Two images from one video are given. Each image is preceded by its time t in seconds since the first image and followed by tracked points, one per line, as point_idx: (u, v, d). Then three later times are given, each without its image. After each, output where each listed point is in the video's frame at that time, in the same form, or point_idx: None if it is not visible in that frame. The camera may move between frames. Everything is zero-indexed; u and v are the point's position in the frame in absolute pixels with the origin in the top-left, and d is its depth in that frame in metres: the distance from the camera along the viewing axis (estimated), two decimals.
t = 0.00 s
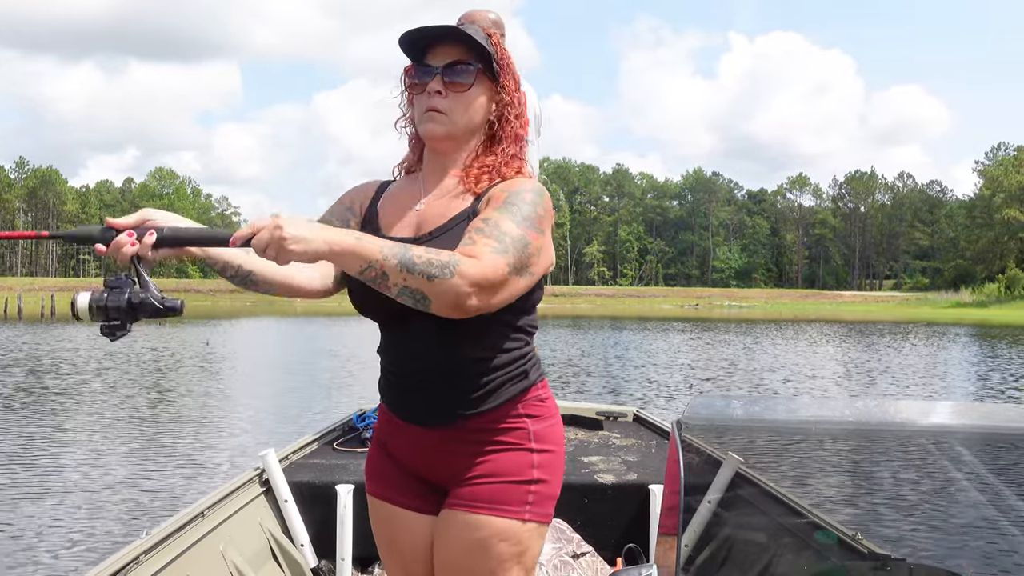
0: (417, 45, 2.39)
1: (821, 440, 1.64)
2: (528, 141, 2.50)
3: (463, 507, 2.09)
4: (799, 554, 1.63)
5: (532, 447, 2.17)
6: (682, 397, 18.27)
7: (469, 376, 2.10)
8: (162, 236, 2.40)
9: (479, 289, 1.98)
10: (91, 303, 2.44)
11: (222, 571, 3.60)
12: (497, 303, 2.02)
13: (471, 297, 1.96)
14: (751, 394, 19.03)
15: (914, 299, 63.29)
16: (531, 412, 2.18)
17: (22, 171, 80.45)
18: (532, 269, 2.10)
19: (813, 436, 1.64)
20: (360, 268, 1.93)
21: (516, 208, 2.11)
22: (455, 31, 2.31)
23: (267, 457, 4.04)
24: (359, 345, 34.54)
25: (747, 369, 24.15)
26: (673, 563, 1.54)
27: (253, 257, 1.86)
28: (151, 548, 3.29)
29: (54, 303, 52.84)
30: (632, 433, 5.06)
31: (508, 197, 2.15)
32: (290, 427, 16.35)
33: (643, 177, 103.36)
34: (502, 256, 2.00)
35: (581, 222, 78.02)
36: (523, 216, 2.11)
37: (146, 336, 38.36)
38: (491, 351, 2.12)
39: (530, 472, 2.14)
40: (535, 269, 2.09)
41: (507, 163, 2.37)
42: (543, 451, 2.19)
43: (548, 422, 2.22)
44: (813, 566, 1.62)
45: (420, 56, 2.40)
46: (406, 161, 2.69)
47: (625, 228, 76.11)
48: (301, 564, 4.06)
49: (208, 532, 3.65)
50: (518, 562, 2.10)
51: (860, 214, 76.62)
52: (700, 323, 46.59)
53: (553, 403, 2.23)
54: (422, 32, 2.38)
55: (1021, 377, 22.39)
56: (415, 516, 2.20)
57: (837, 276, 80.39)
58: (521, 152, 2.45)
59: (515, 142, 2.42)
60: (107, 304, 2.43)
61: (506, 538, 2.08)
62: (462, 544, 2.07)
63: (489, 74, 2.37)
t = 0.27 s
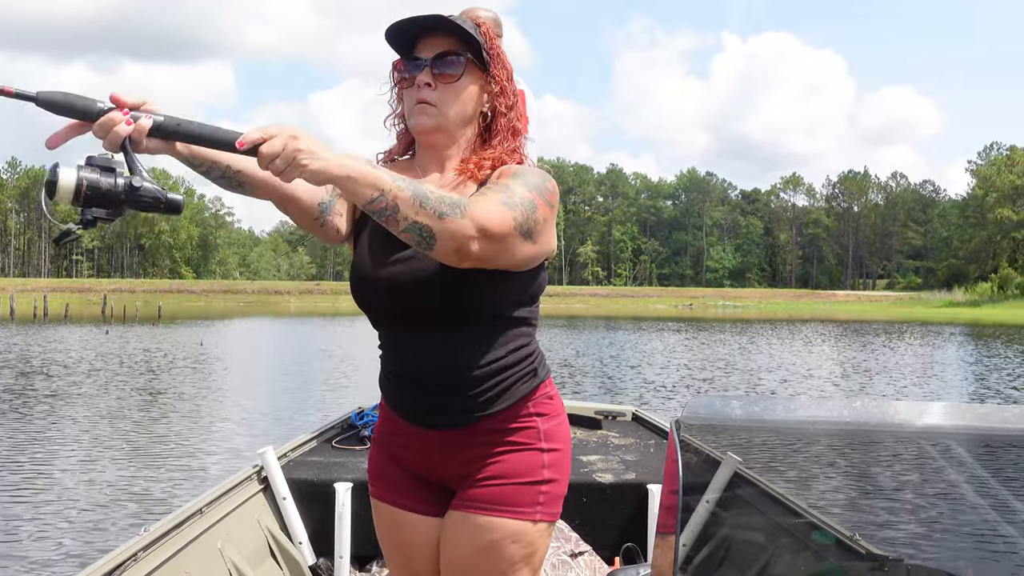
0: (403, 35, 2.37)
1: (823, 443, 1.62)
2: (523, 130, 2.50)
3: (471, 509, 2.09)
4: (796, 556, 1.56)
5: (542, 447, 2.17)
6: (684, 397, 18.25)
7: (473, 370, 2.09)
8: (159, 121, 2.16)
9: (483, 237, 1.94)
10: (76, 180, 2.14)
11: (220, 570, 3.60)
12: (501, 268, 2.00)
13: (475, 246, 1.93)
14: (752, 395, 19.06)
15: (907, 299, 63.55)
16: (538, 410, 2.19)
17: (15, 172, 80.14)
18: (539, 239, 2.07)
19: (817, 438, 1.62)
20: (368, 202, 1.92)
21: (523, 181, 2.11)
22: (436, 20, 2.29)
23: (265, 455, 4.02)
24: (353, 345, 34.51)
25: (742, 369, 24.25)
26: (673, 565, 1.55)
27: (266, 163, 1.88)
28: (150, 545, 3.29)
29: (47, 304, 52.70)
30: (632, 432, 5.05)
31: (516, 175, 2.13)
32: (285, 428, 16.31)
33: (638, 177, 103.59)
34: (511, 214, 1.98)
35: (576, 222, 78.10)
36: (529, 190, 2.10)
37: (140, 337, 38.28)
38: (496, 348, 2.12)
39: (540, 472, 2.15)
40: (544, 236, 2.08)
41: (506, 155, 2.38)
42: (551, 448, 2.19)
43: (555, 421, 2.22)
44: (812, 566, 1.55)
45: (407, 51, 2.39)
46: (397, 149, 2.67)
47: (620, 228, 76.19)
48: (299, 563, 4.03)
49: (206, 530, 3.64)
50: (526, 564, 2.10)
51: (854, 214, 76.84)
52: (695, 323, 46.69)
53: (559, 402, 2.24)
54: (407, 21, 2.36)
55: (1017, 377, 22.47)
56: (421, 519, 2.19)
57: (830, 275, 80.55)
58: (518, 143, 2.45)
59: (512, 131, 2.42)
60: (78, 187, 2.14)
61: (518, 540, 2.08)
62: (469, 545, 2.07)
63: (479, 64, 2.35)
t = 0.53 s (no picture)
0: (396, 35, 2.34)
1: (822, 441, 1.61)
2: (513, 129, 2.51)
3: (469, 507, 2.10)
4: (796, 555, 1.58)
5: (538, 445, 2.18)
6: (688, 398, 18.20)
7: (474, 373, 2.10)
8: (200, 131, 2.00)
9: (501, 254, 1.97)
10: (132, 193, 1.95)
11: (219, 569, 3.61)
12: (509, 276, 2.02)
13: (493, 262, 1.96)
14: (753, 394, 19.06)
15: (901, 298, 63.80)
16: (536, 408, 2.19)
17: (6, 173, 79.78)
18: (544, 244, 2.09)
19: (818, 440, 1.61)
20: (393, 214, 1.93)
21: (527, 189, 2.13)
22: (428, 19, 2.28)
23: (265, 454, 4.00)
24: (347, 346, 34.48)
25: (736, 368, 24.39)
26: (671, 564, 1.57)
27: (297, 174, 1.85)
28: (149, 544, 3.29)
29: (40, 305, 52.51)
30: (630, 431, 5.05)
31: (519, 183, 2.16)
32: (279, 430, 16.27)
33: (631, 177, 103.73)
34: (524, 228, 2.01)
35: (570, 222, 78.12)
36: (531, 196, 2.12)
37: (132, 338, 38.17)
38: (494, 351, 2.12)
39: (537, 471, 2.16)
40: (547, 242, 2.10)
41: (502, 158, 2.37)
42: (547, 447, 2.20)
43: (549, 418, 2.23)
44: (808, 566, 1.58)
45: (399, 47, 2.36)
46: (384, 151, 2.65)
47: (614, 228, 76.22)
48: (298, 562, 4.02)
49: (204, 531, 3.63)
50: (523, 562, 2.10)
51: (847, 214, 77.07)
52: (689, 323, 46.78)
53: (554, 400, 2.25)
54: (401, 22, 2.36)
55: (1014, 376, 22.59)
56: (415, 519, 2.19)
57: (824, 275, 80.71)
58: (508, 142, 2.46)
59: (501, 133, 2.43)
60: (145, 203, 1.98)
61: (519, 538, 2.09)
62: (468, 545, 2.07)
63: (474, 62, 2.35)
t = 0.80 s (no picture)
0: (394, 40, 2.34)
1: (822, 443, 1.59)
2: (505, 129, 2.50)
3: (460, 507, 2.10)
4: (797, 557, 1.56)
5: (528, 445, 2.18)
6: (685, 398, 18.22)
7: (467, 376, 2.10)
8: (205, 179, 2.17)
9: (502, 279, 2.00)
10: (147, 243, 2.16)
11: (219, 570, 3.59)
12: (504, 295, 2.03)
13: (494, 287, 1.98)
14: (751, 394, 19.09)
15: (894, 298, 64.05)
16: (524, 409, 2.18)
17: None
18: (537, 261, 2.10)
19: (816, 438, 1.60)
20: (388, 250, 1.94)
21: (521, 201, 2.14)
22: (426, 24, 2.27)
23: (265, 454, 4.00)
24: (342, 347, 34.42)
25: (732, 368, 24.48)
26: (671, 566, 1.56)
27: (299, 222, 1.89)
28: (149, 544, 3.29)
29: (33, 306, 52.30)
30: (629, 432, 5.05)
31: (513, 193, 2.17)
32: (274, 431, 16.24)
33: (626, 177, 103.84)
34: (521, 250, 2.03)
35: (564, 222, 78.15)
36: (524, 209, 2.13)
37: (126, 340, 38.03)
38: (486, 357, 2.12)
39: (526, 469, 2.15)
40: (541, 257, 2.12)
41: (496, 160, 2.36)
42: (537, 448, 2.20)
43: (540, 420, 2.22)
44: (809, 567, 1.56)
45: (397, 51, 2.36)
46: (379, 153, 2.65)
47: (608, 229, 76.24)
48: (298, 563, 4.01)
49: (204, 532, 3.63)
50: (513, 562, 2.11)
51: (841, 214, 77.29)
52: (683, 323, 46.85)
53: (544, 400, 2.23)
54: (402, 25, 2.35)
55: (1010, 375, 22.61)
56: (405, 517, 2.18)
57: (818, 275, 80.86)
58: (502, 141, 2.45)
59: (496, 133, 2.42)
60: (155, 250, 2.17)
61: (505, 536, 2.09)
62: (459, 545, 2.08)
63: (468, 67, 2.35)
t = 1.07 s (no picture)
0: (388, 50, 2.35)
1: (819, 444, 1.59)
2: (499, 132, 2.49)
3: (447, 505, 2.10)
4: (797, 557, 1.57)
5: (516, 445, 2.16)
6: (682, 398, 18.23)
7: (457, 377, 2.11)
8: (197, 203, 2.24)
9: (492, 287, 2.01)
10: (131, 260, 2.17)
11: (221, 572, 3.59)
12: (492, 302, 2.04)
13: (484, 295, 1.99)
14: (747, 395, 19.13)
15: (888, 298, 64.22)
16: (512, 408, 2.17)
17: None
18: (525, 266, 2.11)
19: (816, 437, 1.60)
20: (369, 262, 1.95)
21: (509, 207, 2.14)
22: (423, 33, 2.27)
23: (267, 457, 4.04)
24: (336, 347, 34.38)
25: (726, 369, 24.64)
26: (674, 564, 1.57)
27: (282, 243, 1.91)
28: (150, 548, 3.27)
29: (26, 306, 52.08)
30: (630, 433, 5.07)
31: (502, 198, 2.16)
32: (269, 432, 16.21)
33: (621, 178, 103.84)
34: (511, 258, 2.04)
35: (559, 223, 78.12)
36: (512, 214, 2.14)
37: (119, 340, 37.88)
38: (476, 360, 2.12)
39: (513, 469, 2.13)
40: (530, 261, 2.12)
41: (489, 163, 2.35)
42: (525, 449, 2.18)
43: (528, 420, 2.20)
44: (811, 568, 1.57)
45: (392, 59, 2.37)
46: (377, 158, 2.64)
47: (603, 229, 76.22)
48: (299, 564, 4.01)
49: (206, 534, 3.62)
50: (503, 562, 2.09)
51: (835, 215, 77.42)
52: (678, 323, 46.85)
53: (533, 402, 2.23)
54: (398, 34, 2.35)
55: (1006, 376, 22.65)
56: (400, 517, 2.18)
57: (812, 275, 80.97)
58: (495, 145, 2.43)
59: (489, 138, 2.41)
60: (141, 266, 2.20)
61: (492, 534, 2.09)
62: (450, 544, 2.07)
63: (465, 76, 2.36)
